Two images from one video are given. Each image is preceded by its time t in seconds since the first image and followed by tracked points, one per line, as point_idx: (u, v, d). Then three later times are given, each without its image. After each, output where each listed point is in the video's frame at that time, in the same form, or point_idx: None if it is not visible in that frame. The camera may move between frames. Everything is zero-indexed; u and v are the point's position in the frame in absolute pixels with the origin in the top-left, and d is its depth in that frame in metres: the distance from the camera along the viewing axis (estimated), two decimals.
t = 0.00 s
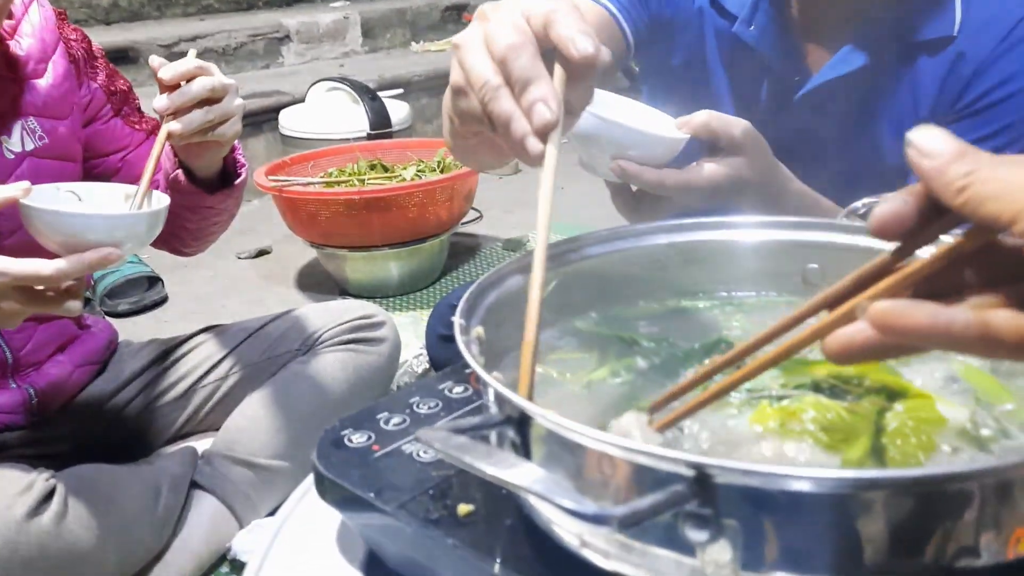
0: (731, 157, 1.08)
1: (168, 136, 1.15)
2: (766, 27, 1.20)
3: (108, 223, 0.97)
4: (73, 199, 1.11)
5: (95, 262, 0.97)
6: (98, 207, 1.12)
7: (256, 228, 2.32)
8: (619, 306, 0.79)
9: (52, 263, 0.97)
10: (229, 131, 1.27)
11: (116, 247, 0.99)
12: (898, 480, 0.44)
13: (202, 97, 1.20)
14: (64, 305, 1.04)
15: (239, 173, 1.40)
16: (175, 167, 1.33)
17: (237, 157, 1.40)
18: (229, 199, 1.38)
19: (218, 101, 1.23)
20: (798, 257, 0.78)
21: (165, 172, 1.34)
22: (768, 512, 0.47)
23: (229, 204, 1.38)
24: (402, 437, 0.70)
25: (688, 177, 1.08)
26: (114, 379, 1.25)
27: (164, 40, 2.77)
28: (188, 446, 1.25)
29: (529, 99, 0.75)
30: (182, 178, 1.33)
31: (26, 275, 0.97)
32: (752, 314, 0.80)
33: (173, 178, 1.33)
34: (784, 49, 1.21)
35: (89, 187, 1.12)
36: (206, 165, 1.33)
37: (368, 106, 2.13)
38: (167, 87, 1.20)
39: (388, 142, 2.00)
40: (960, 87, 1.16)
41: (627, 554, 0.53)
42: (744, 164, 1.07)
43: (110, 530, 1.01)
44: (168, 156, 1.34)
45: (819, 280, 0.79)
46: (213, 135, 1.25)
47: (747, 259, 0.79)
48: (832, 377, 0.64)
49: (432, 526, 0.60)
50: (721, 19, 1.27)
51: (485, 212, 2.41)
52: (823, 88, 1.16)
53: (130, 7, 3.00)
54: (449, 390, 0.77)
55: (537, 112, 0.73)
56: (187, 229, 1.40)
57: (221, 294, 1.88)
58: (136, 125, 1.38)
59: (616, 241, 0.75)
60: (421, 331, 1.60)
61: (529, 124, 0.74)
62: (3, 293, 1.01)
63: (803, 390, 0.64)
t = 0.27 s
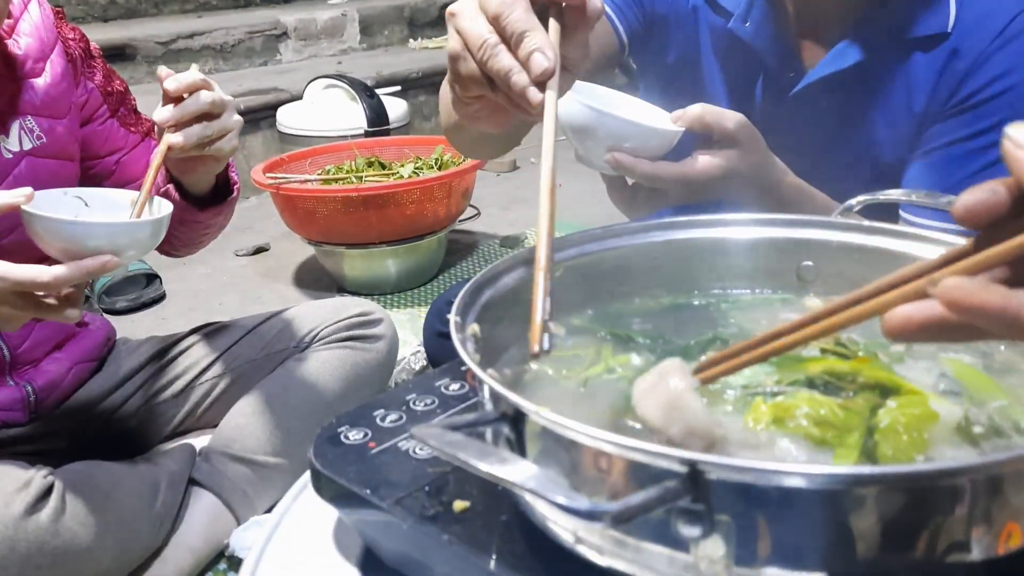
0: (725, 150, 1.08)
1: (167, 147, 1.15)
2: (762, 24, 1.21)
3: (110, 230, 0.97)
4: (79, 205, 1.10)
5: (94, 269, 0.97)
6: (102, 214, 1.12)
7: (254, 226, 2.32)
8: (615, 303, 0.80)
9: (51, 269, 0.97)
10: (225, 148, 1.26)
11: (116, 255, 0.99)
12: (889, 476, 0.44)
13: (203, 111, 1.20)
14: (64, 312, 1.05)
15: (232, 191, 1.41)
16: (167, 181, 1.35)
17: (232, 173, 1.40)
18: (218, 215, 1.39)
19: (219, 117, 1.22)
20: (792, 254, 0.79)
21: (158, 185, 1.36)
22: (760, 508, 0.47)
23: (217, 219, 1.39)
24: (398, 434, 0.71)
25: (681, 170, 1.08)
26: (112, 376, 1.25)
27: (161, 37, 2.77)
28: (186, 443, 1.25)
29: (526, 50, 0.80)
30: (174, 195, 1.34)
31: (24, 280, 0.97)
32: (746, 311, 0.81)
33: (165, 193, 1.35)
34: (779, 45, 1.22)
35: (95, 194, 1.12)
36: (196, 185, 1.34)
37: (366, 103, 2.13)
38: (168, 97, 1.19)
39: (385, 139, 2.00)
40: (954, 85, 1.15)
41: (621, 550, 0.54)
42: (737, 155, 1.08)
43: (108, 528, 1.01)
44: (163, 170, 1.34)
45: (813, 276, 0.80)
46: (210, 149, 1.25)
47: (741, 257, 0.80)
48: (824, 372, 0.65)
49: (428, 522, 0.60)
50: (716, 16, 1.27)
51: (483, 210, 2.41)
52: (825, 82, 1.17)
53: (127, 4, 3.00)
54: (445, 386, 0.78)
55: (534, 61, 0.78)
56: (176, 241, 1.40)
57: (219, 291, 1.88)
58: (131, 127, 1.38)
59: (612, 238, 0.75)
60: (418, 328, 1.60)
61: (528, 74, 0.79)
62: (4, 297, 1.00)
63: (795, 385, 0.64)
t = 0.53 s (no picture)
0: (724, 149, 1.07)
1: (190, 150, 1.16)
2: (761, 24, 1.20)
3: (110, 228, 0.98)
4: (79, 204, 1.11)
5: (94, 268, 0.97)
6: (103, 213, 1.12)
7: (253, 224, 2.33)
8: (616, 303, 0.80)
9: (52, 268, 0.97)
10: (244, 174, 1.28)
11: (117, 254, 1.00)
12: (887, 474, 0.45)
13: (240, 132, 1.22)
14: (65, 311, 1.04)
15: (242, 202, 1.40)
16: (176, 191, 1.35)
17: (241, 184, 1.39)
18: (224, 225, 1.39)
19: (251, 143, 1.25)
20: (792, 254, 0.79)
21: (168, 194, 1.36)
22: (759, 506, 0.47)
23: (222, 230, 1.39)
24: (399, 433, 0.71)
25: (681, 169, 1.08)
26: (112, 376, 1.25)
27: (160, 36, 2.77)
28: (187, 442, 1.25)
29: (506, 86, 0.76)
30: (182, 206, 1.35)
31: (24, 279, 0.96)
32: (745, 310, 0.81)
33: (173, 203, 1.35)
34: (779, 45, 1.21)
35: (92, 191, 1.13)
36: (204, 198, 1.34)
37: (365, 102, 2.14)
38: (214, 105, 1.22)
39: (384, 138, 2.01)
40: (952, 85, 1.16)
41: (621, 548, 0.54)
42: (737, 155, 1.07)
43: (110, 526, 1.01)
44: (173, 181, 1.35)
45: (812, 275, 0.81)
46: (234, 170, 1.27)
47: (741, 256, 0.80)
48: (824, 371, 0.65)
49: (430, 520, 0.61)
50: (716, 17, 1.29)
51: (482, 208, 2.42)
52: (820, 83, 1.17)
53: (126, 3, 3.00)
54: (446, 385, 0.78)
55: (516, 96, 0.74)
56: (178, 246, 1.40)
57: (219, 290, 1.88)
58: (131, 130, 1.38)
59: (612, 238, 0.76)
60: (417, 327, 1.60)
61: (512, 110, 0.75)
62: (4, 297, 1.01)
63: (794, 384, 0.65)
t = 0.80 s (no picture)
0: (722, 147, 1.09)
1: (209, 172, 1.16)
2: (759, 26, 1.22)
3: (110, 240, 0.97)
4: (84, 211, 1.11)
5: (91, 281, 0.97)
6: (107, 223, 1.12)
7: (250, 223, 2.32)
8: (610, 301, 0.80)
9: (47, 278, 0.97)
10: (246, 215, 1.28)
11: (116, 265, 1.00)
12: (878, 472, 0.45)
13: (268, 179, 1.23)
14: (61, 322, 1.04)
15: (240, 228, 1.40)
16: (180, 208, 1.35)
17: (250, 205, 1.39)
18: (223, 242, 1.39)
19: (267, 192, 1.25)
20: (786, 252, 0.79)
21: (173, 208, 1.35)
22: (751, 504, 0.47)
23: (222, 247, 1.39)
24: (393, 431, 0.71)
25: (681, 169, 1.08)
26: (107, 375, 1.25)
27: (157, 34, 2.77)
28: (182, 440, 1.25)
29: (476, 113, 0.77)
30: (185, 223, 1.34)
31: (20, 288, 0.96)
32: (739, 308, 0.82)
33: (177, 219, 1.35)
34: (777, 47, 1.22)
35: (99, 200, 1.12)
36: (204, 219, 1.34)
37: (362, 101, 2.14)
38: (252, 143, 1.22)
39: (381, 137, 2.01)
40: (951, 85, 1.15)
41: (614, 545, 0.54)
42: (735, 154, 1.08)
43: (106, 525, 1.01)
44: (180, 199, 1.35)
45: (805, 274, 0.82)
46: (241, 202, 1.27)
47: (734, 254, 0.80)
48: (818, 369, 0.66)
49: (423, 519, 0.61)
50: (715, 19, 1.28)
51: (479, 207, 2.42)
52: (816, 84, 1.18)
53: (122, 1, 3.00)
54: (441, 384, 0.78)
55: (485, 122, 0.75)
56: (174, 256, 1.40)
57: (215, 289, 1.88)
58: (125, 131, 1.38)
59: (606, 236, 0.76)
60: (414, 326, 1.60)
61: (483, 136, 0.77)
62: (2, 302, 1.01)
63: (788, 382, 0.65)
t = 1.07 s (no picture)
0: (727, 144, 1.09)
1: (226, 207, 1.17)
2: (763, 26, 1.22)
3: (117, 246, 0.97)
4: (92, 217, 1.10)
5: (96, 288, 0.97)
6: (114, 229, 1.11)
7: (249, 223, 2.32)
8: (615, 300, 0.81)
9: (52, 284, 0.96)
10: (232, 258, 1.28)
11: (122, 272, 0.99)
12: (890, 472, 0.44)
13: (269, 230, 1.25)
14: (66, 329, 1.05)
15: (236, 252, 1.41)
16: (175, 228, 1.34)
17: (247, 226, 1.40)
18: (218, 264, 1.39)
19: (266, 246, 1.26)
20: (792, 253, 0.79)
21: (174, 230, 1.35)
22: (762, 504, 0.47)
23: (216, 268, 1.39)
24: (399, 431, 0.71)
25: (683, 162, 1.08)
26: (109, 374, 1.26)
27: (155, 33, 2.76)
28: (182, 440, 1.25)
29: (569, 37, 0.78)
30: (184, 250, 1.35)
31: (24, 294, 0.96)
32: (744, 307, 0.82)
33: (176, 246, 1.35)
34: (780, 47, 1.23)
35: (107, 205, 1.12)
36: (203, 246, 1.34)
37: (361, 100, 2.13)
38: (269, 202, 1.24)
39: (380, 136, 2.00)
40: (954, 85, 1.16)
41: (623, 546, 0.54)
42: (740, 150, 1.08)
43: (108, 525, 1.01)
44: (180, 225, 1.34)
45: (811, 274, 0.81)
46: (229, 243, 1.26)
47: (740, 254, 0.80)
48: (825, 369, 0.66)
49: (430, 519, 0.61)
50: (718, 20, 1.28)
51: (478, 207, 2.42)
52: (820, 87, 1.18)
53: None
54: (446, 384, 0.78)
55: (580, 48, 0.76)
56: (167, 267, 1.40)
57: (215, 288, 1.88)
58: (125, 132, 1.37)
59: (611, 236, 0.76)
60: (415, 325, 1.60)
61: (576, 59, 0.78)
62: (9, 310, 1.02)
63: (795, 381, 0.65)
